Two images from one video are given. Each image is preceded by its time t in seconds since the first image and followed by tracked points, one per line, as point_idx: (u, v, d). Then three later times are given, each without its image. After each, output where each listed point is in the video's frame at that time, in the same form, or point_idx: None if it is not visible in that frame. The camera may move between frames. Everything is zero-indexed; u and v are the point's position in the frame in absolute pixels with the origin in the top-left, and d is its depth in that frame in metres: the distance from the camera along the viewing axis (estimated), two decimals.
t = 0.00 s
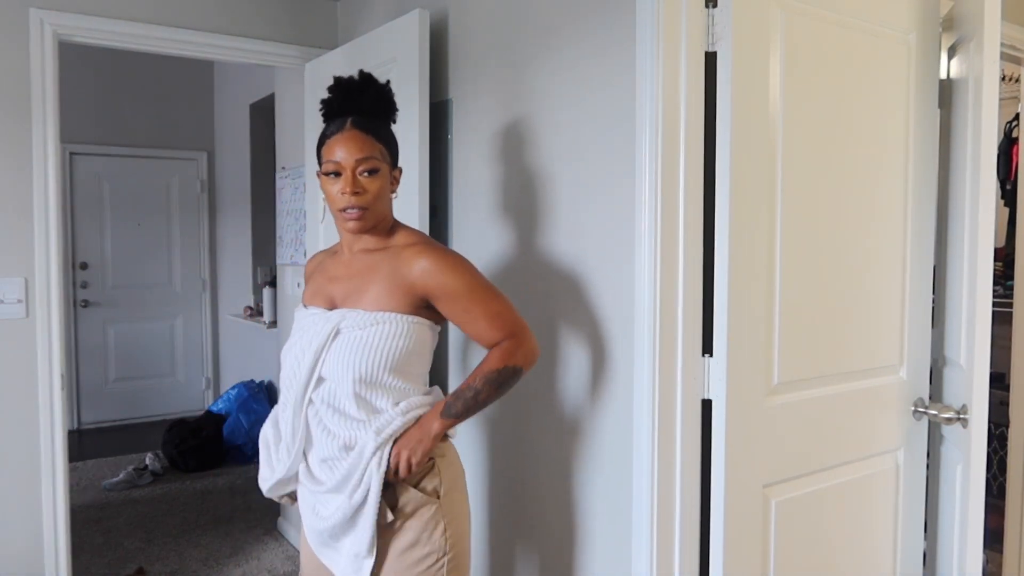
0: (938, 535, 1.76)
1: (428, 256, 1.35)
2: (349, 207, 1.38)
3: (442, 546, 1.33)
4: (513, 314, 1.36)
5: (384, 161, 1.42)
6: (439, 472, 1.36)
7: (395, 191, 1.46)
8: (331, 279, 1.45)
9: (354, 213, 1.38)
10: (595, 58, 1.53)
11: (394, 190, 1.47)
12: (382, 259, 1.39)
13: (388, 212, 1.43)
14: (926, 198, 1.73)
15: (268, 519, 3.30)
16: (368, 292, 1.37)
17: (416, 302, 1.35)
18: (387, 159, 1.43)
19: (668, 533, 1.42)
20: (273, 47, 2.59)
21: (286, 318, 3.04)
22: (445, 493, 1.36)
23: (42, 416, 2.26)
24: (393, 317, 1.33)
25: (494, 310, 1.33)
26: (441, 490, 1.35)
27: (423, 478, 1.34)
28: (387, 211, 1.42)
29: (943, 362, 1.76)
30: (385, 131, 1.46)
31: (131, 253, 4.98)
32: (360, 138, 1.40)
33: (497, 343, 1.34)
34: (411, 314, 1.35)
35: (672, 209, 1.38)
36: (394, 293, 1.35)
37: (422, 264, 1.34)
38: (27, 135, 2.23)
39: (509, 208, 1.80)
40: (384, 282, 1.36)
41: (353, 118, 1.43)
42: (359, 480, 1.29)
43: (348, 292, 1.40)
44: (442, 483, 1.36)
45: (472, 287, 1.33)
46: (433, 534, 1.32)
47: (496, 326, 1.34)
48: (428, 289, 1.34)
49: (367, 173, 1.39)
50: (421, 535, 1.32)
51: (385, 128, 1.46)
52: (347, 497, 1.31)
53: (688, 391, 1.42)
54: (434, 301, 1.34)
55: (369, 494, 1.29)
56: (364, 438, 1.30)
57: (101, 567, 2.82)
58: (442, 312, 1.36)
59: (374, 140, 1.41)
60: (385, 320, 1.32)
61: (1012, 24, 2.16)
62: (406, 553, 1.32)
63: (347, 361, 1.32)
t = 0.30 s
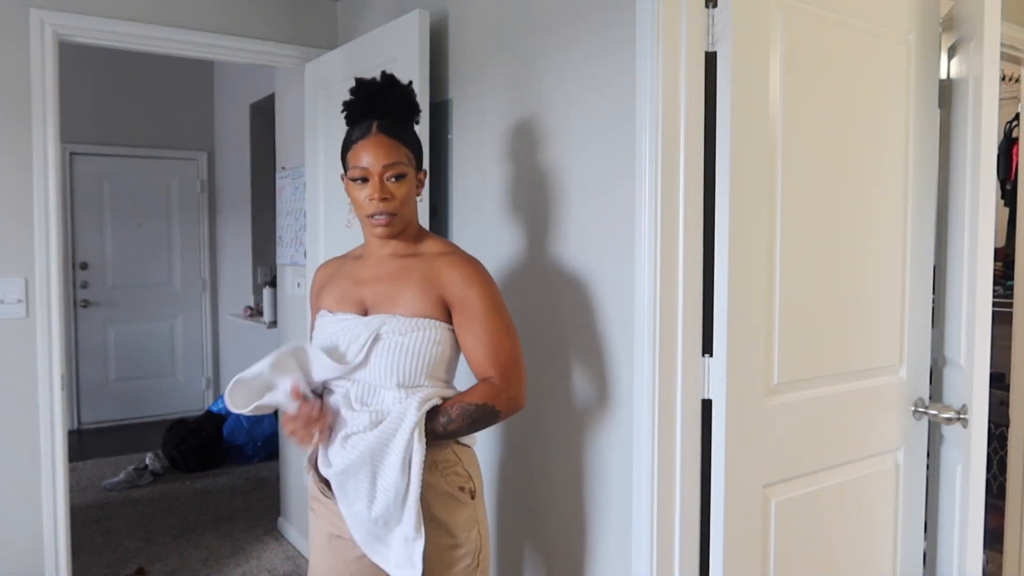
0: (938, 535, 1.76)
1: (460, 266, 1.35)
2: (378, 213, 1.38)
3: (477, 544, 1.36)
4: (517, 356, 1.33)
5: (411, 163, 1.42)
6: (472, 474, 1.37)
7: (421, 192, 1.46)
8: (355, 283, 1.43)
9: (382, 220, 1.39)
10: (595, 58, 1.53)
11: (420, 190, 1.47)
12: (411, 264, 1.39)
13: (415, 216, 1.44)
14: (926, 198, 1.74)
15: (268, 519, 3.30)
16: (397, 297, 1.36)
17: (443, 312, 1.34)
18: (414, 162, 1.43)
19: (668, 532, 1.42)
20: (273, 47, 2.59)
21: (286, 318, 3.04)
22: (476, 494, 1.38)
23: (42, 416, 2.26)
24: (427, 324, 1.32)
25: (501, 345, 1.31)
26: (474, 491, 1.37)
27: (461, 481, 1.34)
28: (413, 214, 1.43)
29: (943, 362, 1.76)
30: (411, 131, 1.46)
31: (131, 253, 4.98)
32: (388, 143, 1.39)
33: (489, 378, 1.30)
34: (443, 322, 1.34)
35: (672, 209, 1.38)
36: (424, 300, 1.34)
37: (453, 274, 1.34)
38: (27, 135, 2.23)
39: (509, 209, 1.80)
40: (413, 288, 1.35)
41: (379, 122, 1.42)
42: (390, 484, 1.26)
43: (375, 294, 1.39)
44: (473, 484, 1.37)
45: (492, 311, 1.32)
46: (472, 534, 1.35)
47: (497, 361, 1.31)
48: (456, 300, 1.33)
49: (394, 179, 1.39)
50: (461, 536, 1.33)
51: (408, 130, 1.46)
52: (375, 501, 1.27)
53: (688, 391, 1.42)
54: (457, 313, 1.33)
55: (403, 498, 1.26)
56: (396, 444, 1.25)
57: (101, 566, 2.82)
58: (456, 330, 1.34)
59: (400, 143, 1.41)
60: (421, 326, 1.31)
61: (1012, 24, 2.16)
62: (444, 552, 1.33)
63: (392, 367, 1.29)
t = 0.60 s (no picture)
0: (939, 535, 1.76)
1: (473, 271, 1.36)
2: (375, 212, 1.39)
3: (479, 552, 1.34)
4: (525, 362, 1.34)
5: (415, 164, 1.40)
6: (473, 481, 1.36)
7: (428, 194, 1.44)
8: (367, 284, 1.44)
9: (379, 219, 1.40)
10: (595, 58, 1.53)
11: (429, 192, 1.45)
12: (424, 267, 1.40)
13: (419, 217, 1.42)
14: (926, 199, 1.74)
15: (268, 519, 3.30)
16: (409, 299, 1.36)
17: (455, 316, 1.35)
18: (419, 163, 1.41)
19: (668, 532, 1.42)
20: (273, 47, 2.59)
21: (286, 318, 3.04)
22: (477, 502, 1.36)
23: (42, 415, 2.26)
24: (439, 327, 1.32)
25: (511, 351, 1.32)
26: (475, 499, 1.36)
27: (462, 487, 1.33)
28: (416, 216, 1.42)
29: (943, 362, 1.76)
30: (428, 132, 1.46)
31: (131, 253, 4.98)
32: (388, 142, 1.39)
33: (496, 380, 1.30)
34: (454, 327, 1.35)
35: (672, 209, 1.38)
36: (436, 302, 1.35)
37: (467, 279, 1.35)
38: (27, 135, 2.23)
39: (509, 209, 1.80)
40: (426, 291, 1.36)
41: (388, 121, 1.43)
42: (389, 480, 1.23)
43: (387, 295, 1.39)
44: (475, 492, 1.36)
45: (504, 317, 1.33)
46: (473, 542, 1.33)
47: (506, 366, 1.31)
48: (468, 304, 1.34)
49: (392, 179, 1.38)
50: (462, 544, 1.32)
51: (422, 130, 1.44)
52: (374, 497, 1.24)
53: (688, 391, 1.42)
54: (468, 317, 1.34)
55: (403, 494, 1.23)
56: (396, 441, 1.23)
57: (101, 566, 2.82)
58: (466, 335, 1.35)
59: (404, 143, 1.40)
60: (433, 328, 1.32)
61: (1012, 24, 2.16)
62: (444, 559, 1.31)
63: (400, 366, 1.29)
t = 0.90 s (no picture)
0: (938, 536, 1.76)
1: (466, 271, 1.35)
2: (369, 212, 1.39)
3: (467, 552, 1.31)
4: (523, 359, 1.33)
5: (409, 164, 1.40)
6: (462, 479, 1.35)
7: (423, 194, 1.43)
8: (361, 282, 1.44)
9: (373, 220, 1.39)
10: (595, 58, 1.53)
11: (425, 192, 1.44)
12: (418, 266, 1.40)
13: (414, 217, 1.42)
14: (926, 199, 1.74)
15: (267, 519, 3.30)
16: (402, 299, 1.36)
17: (448, 316, 1.35)
18: (414, 163, 1.40)
19: (668, 532, 1.42)
20: (272, 47, 2.59)
21: (286, 318, 3.04)
22: (467, 501, 1.34)
23: (42, 415, 2.26)
24: (431, 326, 1.32)
25: (507, 349, 1.31)
26: (464, 498, 1.33)
27: (448, 485, 1.32)
28: (412, 216, 1.41)
29: (943, 362, 1.76)
30: (424, 132, 1.45)
31: (131, 253, 4.98)
32: (383, 142, 1.38)
33: (493, 379, 1.30)
34: (448, 326, 1.35)
35: (672, 209, 1.38)
36: (430, 302, 1.35)
37: (460, 278, 1.35)
38: (27, 135, 2.23)
39: (509, 210, 1.80)
40: (420, 291, 1.36)
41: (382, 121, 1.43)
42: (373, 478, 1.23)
43: (381, 294, 1.39)
44: (464, 491, 1.34)
45: (499, 316, 1.32)
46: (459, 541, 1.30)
47: (503, 365, 1.30)
48: (462, 304, 1.34)
49: (386, 179, 1.38)
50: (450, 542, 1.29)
51: (418, 131, 1.44)
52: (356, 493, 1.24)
53: (688, 391, 1.42)
54: (463, 317, 1.34)
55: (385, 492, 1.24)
56: (384, 443, 1.23)
57: (101, 567, 2.82)
58: (460, 334, 1.35)
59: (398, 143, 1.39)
60: (425, 328, 1.32)
61: (1012, 24, 2.16)
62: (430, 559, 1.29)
63: (390, 366, 1.28)
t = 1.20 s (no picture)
0: (939, 535, 1.76)
1: (465, 271, 1.35)
2: (370, 211, 1.39)
3: (468, 551, 1.32)
4: (520, 361, 1.34)
5: (410, 163, 1.40)
6: (461, 479, 1.35)
7: (424, 194, 1.44)
8: (360, 278, 1.44)
9: (374, 219, 1.40)
10: (594, 58, 1.53)
11: (426, 192, 1.44)
12: (416, 264, 1.39)
13: (414, 216, 1.42)
14: (926, 198, 1.74)
15: (268, 519, 3.30)
16: (399, 295, 1.36)
17: (446, 316, 1.35)
18: (415, 163, 1.41)
19: (668, 532, 1.42)
20: (272, 47, 2.59)
21: (286, 318, 3.04)
22: (465, 499, 1.35)
23: (42, 415, 2.26)
24: (429, 324, 1.32)
25: (505, 351, 1.32)
26: (463, 497, 1.34)
27: (448, 486, 1.32)
28: (412, 215, 1.42)
29: (943, 362, 1.76)
30: (426, 130, 1.45)
31: (131, 253, 4.98)
32: (384, 141, 1.39)
33: (491, 382, 1.31)
34: (445, 326, 1.35)
35: (672, 209, 1.38)
36: (428, 300, 1.34)
37: (458, 278, 1.35)
38: (27, 135, 2.23)
39: (509, 210, 1.80)
40: (417, 289, 1.36)
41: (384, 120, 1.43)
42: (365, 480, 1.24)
43: (378, 290, 1.39)
44: (463, 490, 1.35)
45: (497, 318, 1.33)
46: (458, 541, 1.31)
47: (500, 367, 1.31)
48: (460, 304, 1.34)
49: (387, 178, 1.38)
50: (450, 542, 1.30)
51: (420, 130, 1.43)
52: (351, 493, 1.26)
53: (688, 391, 1.42)
54: (460, 317, 1.34)
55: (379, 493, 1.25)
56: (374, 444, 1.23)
57: (101, 567, 2.82)
58: (458, 334, 1.35)
59: (399, 142, 1.39)
60: (423, 326, 1.31)
61: (1012, 24, 2.16)
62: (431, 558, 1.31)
63: (382, 364, 1.28)
